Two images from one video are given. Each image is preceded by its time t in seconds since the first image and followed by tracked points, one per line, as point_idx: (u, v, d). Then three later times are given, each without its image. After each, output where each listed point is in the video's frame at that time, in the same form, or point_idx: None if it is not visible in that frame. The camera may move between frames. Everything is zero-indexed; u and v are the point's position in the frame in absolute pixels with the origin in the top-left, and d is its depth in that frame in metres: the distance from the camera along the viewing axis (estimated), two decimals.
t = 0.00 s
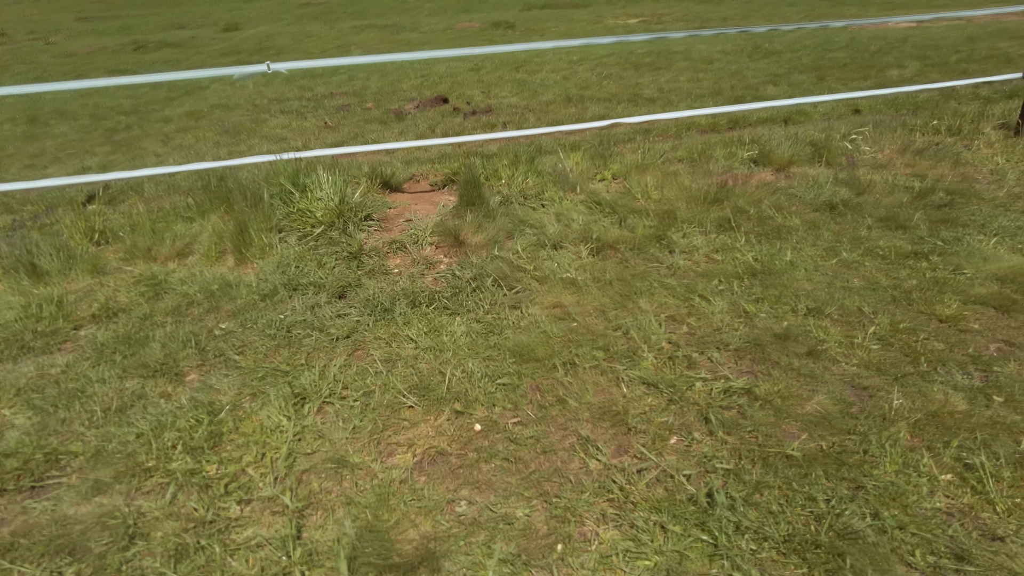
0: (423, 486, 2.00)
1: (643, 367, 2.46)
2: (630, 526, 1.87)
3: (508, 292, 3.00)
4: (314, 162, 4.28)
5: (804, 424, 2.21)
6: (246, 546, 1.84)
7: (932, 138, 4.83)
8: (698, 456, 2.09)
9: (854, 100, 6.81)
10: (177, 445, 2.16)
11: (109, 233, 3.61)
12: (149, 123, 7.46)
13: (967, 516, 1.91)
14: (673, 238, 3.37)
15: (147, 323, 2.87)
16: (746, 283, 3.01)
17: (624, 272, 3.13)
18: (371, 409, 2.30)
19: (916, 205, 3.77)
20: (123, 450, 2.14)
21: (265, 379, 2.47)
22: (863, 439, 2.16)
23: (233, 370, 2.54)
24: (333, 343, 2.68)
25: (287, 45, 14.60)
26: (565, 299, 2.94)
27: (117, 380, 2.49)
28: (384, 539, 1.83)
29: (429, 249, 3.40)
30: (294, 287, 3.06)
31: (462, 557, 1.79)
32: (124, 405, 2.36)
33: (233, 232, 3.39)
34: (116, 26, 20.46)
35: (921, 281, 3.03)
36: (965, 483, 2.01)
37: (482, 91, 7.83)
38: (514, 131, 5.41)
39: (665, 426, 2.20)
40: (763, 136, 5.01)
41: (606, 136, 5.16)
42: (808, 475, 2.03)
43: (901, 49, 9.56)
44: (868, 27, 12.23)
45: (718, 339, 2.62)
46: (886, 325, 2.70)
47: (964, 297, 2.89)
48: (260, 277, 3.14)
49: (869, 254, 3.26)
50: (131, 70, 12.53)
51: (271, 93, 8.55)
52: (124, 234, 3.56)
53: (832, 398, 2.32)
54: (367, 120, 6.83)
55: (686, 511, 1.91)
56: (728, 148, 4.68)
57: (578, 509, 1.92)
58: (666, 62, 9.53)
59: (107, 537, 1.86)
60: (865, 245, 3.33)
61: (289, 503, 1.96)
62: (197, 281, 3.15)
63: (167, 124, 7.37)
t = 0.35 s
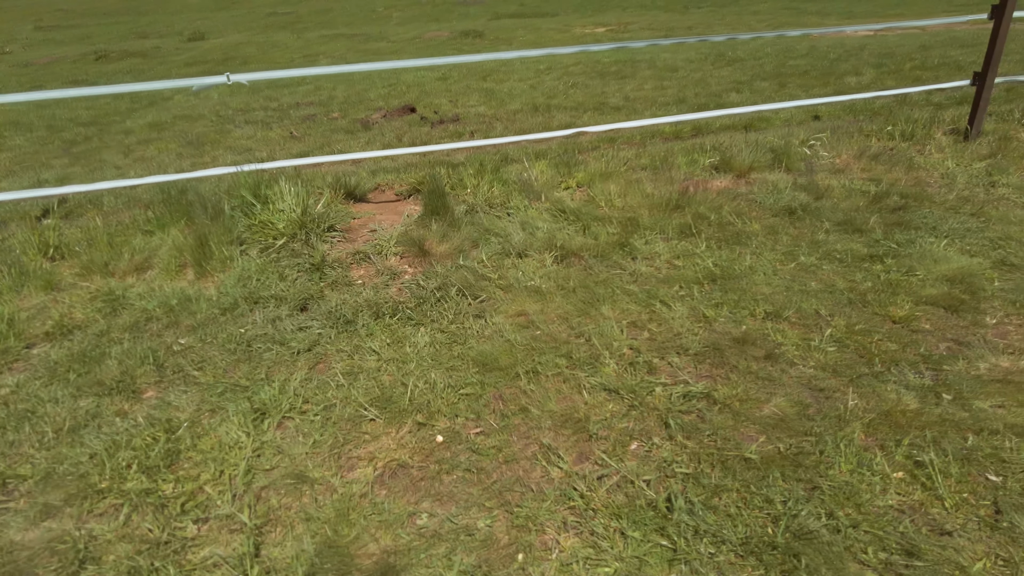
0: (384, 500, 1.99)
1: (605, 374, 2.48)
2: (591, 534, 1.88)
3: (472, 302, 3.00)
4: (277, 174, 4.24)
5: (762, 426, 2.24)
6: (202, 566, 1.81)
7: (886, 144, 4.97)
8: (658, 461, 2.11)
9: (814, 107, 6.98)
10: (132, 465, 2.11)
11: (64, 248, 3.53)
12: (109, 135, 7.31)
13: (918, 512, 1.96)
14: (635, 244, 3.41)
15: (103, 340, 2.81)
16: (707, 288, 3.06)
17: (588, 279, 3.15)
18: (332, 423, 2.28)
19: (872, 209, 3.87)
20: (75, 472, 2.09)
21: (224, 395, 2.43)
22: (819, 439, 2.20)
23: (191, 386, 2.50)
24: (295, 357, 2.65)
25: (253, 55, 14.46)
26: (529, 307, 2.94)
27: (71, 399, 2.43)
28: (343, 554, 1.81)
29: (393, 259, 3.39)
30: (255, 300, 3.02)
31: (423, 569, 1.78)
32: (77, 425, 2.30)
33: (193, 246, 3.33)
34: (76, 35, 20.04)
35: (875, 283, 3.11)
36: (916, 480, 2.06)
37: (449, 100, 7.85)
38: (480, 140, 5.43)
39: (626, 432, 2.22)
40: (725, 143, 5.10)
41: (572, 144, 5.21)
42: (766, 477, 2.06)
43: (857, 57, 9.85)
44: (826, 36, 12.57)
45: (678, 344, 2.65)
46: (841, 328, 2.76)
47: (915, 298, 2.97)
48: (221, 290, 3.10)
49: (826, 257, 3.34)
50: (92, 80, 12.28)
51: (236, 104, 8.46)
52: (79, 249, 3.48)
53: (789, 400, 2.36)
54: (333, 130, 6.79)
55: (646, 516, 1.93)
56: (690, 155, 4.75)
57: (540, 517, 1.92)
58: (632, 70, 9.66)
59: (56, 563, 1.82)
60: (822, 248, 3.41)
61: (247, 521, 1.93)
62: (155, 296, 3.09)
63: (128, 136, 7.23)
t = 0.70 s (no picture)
0: (342, 515, 1.96)
1: (567, 382, 2.48)
2: (551, 543, 1.88)
3: (434, 311, 2.97)
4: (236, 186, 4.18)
5: (721, 430, 2.26)
6: None
7: (843, 148, 5.09)
8: (618, 467, 2.12)
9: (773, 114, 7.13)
10: (79, 488, 2.05)
11: (12, 265, 3.41)
12: (64, 147, 7.13)
13: (871, 511, 2.00)
14: (597, 252, 3.43)
15: (52, 358, 2.72)
16: (668, 294, 3.08)
17: (551, 287, 3.16)
18: (290, 438, 2.24)
19: (828, 213, 3.96)
20: (19, 497, 2.01)
21: (178, 412, 2.37)
22: (776, 441, 2.22)
23: (144, 404, 2.43)
24: (253, 372, 2.59)
25: (216, 65, 14.26)
26: (492, 315, 2.93)
27: (16, 422, 2.35)
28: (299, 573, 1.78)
29: (355, 270, 3.35)
30: (212, 314, 2.95)
31: None
32: (22, 449, 2.22)
33: (148, 260, 3.25)
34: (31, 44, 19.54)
35: (831, 285, 3.17)
36: (870, 479, 2.10)
37: (415, 109, 7.83)
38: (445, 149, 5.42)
39: (586, 439, 2.22)
40: (686, 150, 5.18)
41: (536, 153, 5.24)
42: (724, 480, 2.08)
43: (815, 65, 10.10)
44: (785, 45, 12.89)
45: (639, 350, 2.67)
46: (798, 330, 2.81)
47: (869, 299, 3.04)
48: (177, 305, 3.03)
49: (784, 261, 3.40)
50: (48, 91, 11.97)
51: (197, 114, 8.33)
52: (29, 265, 3.37)
53: (748, 403, 2.39)
54: (297, 140, 6.72)
55: (606, 524, 1.93)
56: (653, 162, 4.81)
57: (500, 529, 1.91)
58: (597, 79, 9.77)
59: None
60: (781, 252, 3.47)
61: (200, 542, 1.88)
62: (108, 312, 3.00)
63: (85, 148, 7.06)
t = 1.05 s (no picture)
0: (309, 530, 1.93)
1: (536, 388, 2.48)
2: (521, 551, 1.87)
3: (403, 320, 2.95)
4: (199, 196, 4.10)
5: (688, 432, 2.28)
6: None
7: (805, 152, 5.20)
8: (587, 473, 2.12)
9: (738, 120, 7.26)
10: (34, 510, 1.99)
11: None
12: (21, 158, 6.93)
13: (836, 508, 2.03)
14: (566, 257, 3.45)
15: (7, 376, 2.63)
16: (635, 298, 3.11)
17: (520, 293, 3.16)
18: (256, 452, 2.20)
19: (792, 215, 4.03)
20: None
21: (139, 429, 2.31)
22: (743, 442, 2.25)
23: (103, 421, 2.36)
24: (217, 386, 2.54)
25: (179, 74, 14.03)
26: (461, 323, 2.92)
27: None
28: None
29: (321, 279, 3.31)
30: (175, 327, 2.89)
31: None
32: None
33: (107, 272, 3.17)
34: None
35: (794, 287, 3.23)
36: (834, 477, 2.13)
37: (384, 117, 7.79)
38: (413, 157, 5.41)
39: (556, 445, 2.22)
40: (653, 155, 5.24)
41: (505, 160, 5.25)
42: (692, 482, 2.10)
43: (777, 71, 10.33)
44: (749, 52, 13.16)
45: (608, 354, 2.69)
46: (763, 331, 2.86)
47: (832, 300, 3.11)
48: (138, 318, 2.95)
49: (749, 264, 3.46)
50: (4, 101, 11.63)
51: (160, 124, 8.18)
52: None
53: (715, 405, 2.42)
54: (263, 149, 6.64)
55: (576, 530, 1.93)
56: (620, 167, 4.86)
57: (470, 538, 1.90)
58: (565, 86, 9.85)
59: None
60: (746, 255, 3.53)
61: (161, 562, 1.84)
62: (66, 327, 2.92)
63: (42, 159, 6.87)
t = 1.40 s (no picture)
0: (276, 541, 1.91)
1: (506, 394, 2.49)
2: (489, 557, 1.87)
3: (373, 328, 2.94)
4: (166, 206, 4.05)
5: (656, 434, 2.31)
6: None
7: (771, 156, 5.30)
8: (556, 477, 2.13)
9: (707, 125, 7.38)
10: None
11: None
12: None
13: (800, 506, 2.07)
14: (537, 263, 3.47)
15: None
16: (605, 302, 3.14)
17: (491, 299, 3.17)
18: (222, 464, 2.17)
19: (758, 219, 4.11)
20: None
21: (102, 443, 2.27)
22: (709, 443, 2.28)
23: (65, 436, 2.32)
24: (183, 398, 2.51)
25: (147, 81, 13.83)
26: (432, 330, 2.92)
27: None
28: None
29: (291, 288, 3.28)
30: (141, 339, 2.84)
31: None
32: None
33: (70, 284, 3.11)
34: None
35: (760, 289, 3.29)
36: (798, 475, 2.17)
37: (356, 124, 7.76)
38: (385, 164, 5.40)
39: (525, 450, 2.24)
40: (624, 160, 5.30)
41: (477, 167, 5.27)
42: (659, 484, 2.12)
43: (745, 77, 10.50)
44: (718, 58, 13.37)
45: (577, 359, 2.71)
46: (729, 333, 2.90)
47: (797, 301, 3.17)
48: (103, 331, 2.90)
49: (717, 267, 3.51)
50: None
51: (128, 132, 8.05)
52: None
53: (682, 407, 2.45)
54: (233, 157, 6.57)
55: (544, 534, 1.94)
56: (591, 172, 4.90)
57: (439, 545, 1.90)
58: (537, 92, 9.92)
59: None
60: (713, 258, 3.59)
61: None
62: (27, 340, 2.85)
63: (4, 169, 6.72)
